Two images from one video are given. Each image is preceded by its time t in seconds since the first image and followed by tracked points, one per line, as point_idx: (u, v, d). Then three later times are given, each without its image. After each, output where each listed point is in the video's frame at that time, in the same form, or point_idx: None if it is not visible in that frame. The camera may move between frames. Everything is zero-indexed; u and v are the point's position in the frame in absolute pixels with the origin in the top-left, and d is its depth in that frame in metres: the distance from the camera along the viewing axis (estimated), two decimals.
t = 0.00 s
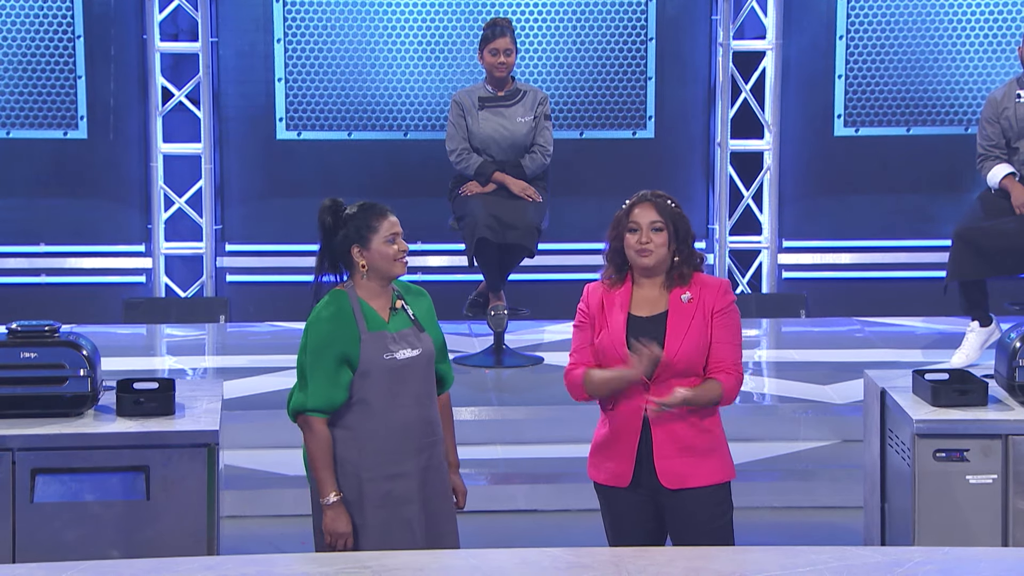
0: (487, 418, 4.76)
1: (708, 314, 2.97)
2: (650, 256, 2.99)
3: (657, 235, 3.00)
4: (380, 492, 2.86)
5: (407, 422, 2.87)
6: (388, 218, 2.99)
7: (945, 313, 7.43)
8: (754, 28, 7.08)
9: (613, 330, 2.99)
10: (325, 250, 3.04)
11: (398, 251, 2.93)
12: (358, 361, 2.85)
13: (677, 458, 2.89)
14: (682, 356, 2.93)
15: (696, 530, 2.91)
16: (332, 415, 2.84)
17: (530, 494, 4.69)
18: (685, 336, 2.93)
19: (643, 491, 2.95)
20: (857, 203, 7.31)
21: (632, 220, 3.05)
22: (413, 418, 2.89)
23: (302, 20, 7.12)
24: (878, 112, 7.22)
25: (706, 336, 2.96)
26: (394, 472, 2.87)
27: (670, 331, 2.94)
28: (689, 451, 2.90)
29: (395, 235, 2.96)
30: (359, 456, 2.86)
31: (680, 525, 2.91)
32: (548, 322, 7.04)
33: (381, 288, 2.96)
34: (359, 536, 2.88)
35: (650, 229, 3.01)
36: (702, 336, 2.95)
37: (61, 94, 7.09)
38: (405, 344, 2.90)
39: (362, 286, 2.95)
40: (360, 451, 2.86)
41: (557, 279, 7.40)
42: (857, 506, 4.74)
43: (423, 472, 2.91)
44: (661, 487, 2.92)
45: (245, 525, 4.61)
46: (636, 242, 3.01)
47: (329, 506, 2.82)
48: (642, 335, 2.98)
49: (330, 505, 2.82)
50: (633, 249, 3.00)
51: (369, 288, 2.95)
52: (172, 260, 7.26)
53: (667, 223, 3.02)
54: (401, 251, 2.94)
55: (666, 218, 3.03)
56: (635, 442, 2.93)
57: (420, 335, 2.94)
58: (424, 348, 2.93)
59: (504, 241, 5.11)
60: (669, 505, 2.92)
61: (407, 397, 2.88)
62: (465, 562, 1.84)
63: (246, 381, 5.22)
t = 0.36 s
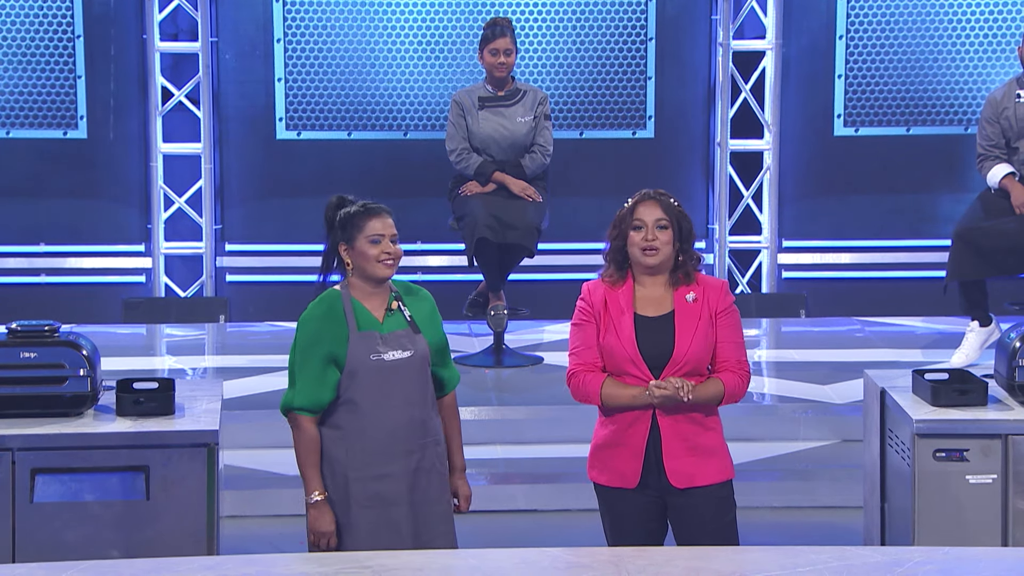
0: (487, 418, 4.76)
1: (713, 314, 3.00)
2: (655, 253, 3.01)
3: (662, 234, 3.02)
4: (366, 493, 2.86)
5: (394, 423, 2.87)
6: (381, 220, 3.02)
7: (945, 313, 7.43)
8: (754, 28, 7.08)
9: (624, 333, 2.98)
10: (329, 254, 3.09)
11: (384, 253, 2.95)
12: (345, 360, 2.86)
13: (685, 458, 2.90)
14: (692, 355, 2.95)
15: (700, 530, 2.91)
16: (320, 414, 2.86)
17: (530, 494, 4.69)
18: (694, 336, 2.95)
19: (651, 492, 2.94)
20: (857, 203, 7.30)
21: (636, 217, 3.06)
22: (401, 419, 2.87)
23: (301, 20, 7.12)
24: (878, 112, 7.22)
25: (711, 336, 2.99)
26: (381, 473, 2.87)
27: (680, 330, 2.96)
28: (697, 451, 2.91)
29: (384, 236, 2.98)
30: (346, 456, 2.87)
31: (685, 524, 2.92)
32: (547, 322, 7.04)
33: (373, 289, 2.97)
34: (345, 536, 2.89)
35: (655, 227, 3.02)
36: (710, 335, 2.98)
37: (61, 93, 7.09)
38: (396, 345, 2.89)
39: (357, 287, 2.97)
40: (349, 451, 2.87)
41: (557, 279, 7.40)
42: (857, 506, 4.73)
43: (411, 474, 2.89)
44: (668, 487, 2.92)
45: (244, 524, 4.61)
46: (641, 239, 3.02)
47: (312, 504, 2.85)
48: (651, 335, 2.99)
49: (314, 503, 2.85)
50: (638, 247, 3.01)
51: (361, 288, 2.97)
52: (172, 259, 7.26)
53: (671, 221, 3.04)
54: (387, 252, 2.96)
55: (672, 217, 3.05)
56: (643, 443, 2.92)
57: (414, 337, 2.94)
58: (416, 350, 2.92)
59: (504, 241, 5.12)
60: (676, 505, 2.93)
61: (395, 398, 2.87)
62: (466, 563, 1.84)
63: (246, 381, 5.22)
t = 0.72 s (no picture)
0: (487, 418, 4.77)
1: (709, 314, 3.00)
2: (650, 253, 3.00)
3: (657, 234, 3.02)
4: (365, 492, 2.87)
5: (395, 423, 2.87)
6: (384, 219, 3.03)
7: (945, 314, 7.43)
8: (754, 28, 7.08)
9: (616, 330, 2.97)
10: (346, 256, 3.13)
11: (385, 253, 2.96)
12: (347, 358, 2.87)
13: (683, 457, 2.90)
14: (687, 353, 2.94)
15: (701, 530, 2.91)
16: (322, 411, 2.88)
17: (530, 494, 4.69)
18: (689, 334, 2.94)
19: (649, 493, 2.95)
20: (857, 203, 7.31)
21: (630, 218, 3.06)
22: (402, 419, 2.87)
23: (301, 20, 7.12)
24: (878, 112, 7.22)
25: (709, 333, 2.98)
26: (380, 473, 2.87)
27: (673, 330, 2.95)
28: (695, 450, 2.91)
29: (385, 235, 2.99)
30: (346, 454, 2.88)
31: (685, 525, 2.92)
32: (547, 322, 7.04)
33: (379, 288, 2.98)
34: (344, 534, 2.90)
35: (650, 227, 3.02)
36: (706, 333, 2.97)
37: (61, 94, 7.09)
38: (399, 346, 2.89)
39: (362, 286, 2.98)
40: (349, 449, 2.88)
41: (557, 279, 7.40)
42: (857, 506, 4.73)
43: (411, 474, 2.89)
44: (667, 487, 2.92)
45: (244, 524, 4.61)
46: (635, 240, 3.02)
47: (311, 501, 2.87)
48: (646, 335, 2.98)
49: (313, 500, 2.87)
50: (633, 248, 3.02)
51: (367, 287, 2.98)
52: (172, 260, 7.26)
53: (665, 220, 3.05)
54: (388, 251, 2.97)
55: (665, 216, 3.05)
56: (641, 443, 2.93)
57: (420, 337, 2.91)
58: (421, 351, 2.90)
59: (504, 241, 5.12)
60: (675, 505, 2.92)
61: (397, 398, 2.87)
62: (467, 563, 1.84)
63: (246, 381, 5.22)
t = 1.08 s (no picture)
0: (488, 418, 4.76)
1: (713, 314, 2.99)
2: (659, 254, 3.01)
3: (668, 235, 3.01)
4: (381, 490, 2.88)
5: (412, 421, 2.87)
6: (400, 216, 3.04)
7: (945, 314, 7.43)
8: (754, 28, 7.08)
9: (617, 329, 2.99)
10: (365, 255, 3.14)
11: (402, 250, 2.97)
12: (364, 355, 2.88)
13: (681, 458, 2.89)
14: (687, 354, 2.92)
15: (700, 531, 2.90)
16: (340, 409, 2.89)
17: (530, 494, 4.70)
18: (688, 335, 2.93)
19: (648, 492, 2.95)
20: (856, 203, 7.31)
21: (641, 217, 3.05)
22: (419, 417, 2.88)
23: (301, 20, 7.12)
24: (878, 112, 7.22)
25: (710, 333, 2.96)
26: (396, 470, 2.87)
27: (673, 331, 2.95)
28: (696, 451, 2.89)
29: (401, 232, 3.01)
30: (363, 452, 2.89)
31: (682, 525, 2.91)
32: (547, 322, 7.04)
33: (396, 286, 2.99)
34: (363, 532, 2.90)
35: (661, 227, 3.02)
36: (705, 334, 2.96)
37: (61, 94, 7.09)
38: (417, 344, 2.89)
39: (380, 283, 2.99)
40: (365, 447, 2.89)
41: (557, 279, 7.39)
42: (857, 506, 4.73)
43: (428, 473, 2.89)
44: (665, 487, 2.92)
45: (244, 524, 4.61)
46: (645, 239, 3.02)
47: (330, 499, 2.87)
48: (646, 335, 2.98)
49: (331, 498, 2.87)
50: (642, 248, 3.02)
51: (384, 285, 2.99)
52: (172, 260, 7.26)
53: (677, 221, 3.04)
54: (405, 249, 2.98)
55: (677, 217, 3.05)
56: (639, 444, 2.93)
57: (437, 335, 2.92)
58: (438, 348, 2.91)
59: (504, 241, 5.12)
60: (673, 505, 2.92)
61: (413, 396, 2.87)
62: (467, 563, 1.84)
63: (246, 381, 5.22)
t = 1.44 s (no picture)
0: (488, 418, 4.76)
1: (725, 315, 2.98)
2: (669, 252, 3.03)
3: (678, 234, 3.04)
4: (388, 489, 2.88)
5: (419, 421, 2.87)
6: (413, 217, 3.04)
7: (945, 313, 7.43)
8: (754, 28, 7.08)
9: (627, 325, 3.00)
10: (379, 255, 3.14)
11: (413, 251, 2.98)
12: (373, 354, 2.88)
13: (688, 459, 2.89)
14: (695, 353, 2.92)
15: (704, 532, 2.90)
16: (351, 407, 2.89)
17: (530, 494, 4.70)
18: (698, 335, 2.94)
19: (652, 493, 2.95)
20: (857, 203, 7.30)
21: (652, 217, 3.08)
22: (426, 418, 2.88)
23: (302, 20, 7.12)
24: (878, 112, 7.22)
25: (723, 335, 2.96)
26: (403, 470, 2.87)
27: (682, 330, 2.95)
28: (702, 453, 2.89)
29: (414, 233, 3.00)
30: (372, 452, 2.89)
31: (686, 526, 2.91)
32: (547, 322, 7.04)
33: (408, 286, 2.98)
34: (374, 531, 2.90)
35: (670, 227, 3.04)
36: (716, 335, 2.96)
37: (61, 94, 7.09)
38: (427, 345, 2.89)
39: (392, 284, 3.00)
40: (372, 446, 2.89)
41: (557, 279, 7.39)
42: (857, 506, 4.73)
43: (434, 474, 2.89)
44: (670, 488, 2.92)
45: (243, 524, 4.61)
46: (655, 239, 3.05)
47: (345, 495, 2.87)
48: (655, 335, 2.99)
49: (347, 494, 2.87)
50: (652, 246, 3.05)
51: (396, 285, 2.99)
52: (172, 259, 7.26)
53: (687, 220, 3.06)
54: (416, 250, 2.98)
55: (688, 217, 3.07)
56: (646, 443, 2.93)
57: (448, 337, 2.92)
58: (448, 351, 2.91)
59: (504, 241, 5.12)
60: (678, 505, 2.92)
61: (420, 396, 2.87)
62: (467, 563, 1.84)
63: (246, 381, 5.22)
